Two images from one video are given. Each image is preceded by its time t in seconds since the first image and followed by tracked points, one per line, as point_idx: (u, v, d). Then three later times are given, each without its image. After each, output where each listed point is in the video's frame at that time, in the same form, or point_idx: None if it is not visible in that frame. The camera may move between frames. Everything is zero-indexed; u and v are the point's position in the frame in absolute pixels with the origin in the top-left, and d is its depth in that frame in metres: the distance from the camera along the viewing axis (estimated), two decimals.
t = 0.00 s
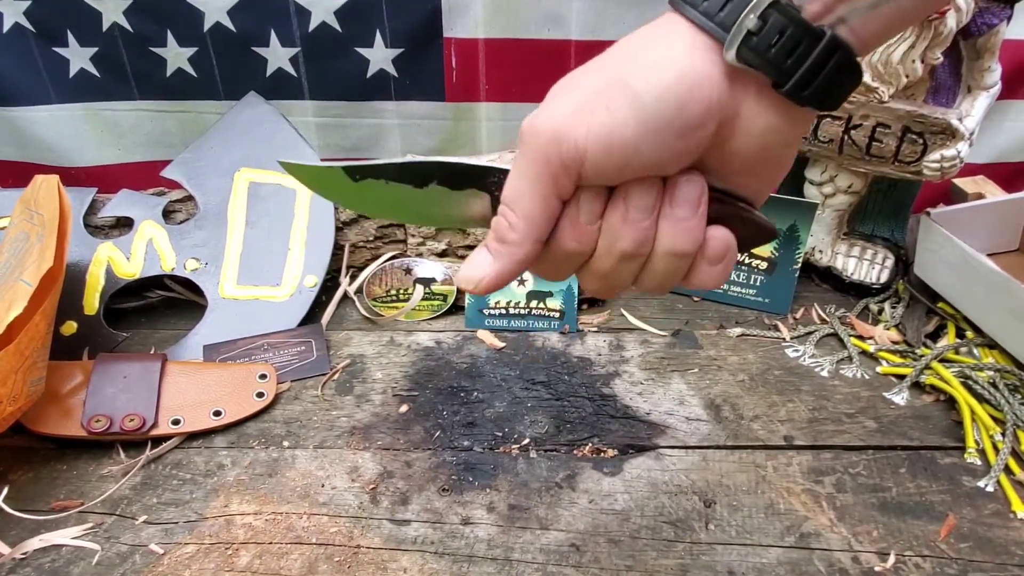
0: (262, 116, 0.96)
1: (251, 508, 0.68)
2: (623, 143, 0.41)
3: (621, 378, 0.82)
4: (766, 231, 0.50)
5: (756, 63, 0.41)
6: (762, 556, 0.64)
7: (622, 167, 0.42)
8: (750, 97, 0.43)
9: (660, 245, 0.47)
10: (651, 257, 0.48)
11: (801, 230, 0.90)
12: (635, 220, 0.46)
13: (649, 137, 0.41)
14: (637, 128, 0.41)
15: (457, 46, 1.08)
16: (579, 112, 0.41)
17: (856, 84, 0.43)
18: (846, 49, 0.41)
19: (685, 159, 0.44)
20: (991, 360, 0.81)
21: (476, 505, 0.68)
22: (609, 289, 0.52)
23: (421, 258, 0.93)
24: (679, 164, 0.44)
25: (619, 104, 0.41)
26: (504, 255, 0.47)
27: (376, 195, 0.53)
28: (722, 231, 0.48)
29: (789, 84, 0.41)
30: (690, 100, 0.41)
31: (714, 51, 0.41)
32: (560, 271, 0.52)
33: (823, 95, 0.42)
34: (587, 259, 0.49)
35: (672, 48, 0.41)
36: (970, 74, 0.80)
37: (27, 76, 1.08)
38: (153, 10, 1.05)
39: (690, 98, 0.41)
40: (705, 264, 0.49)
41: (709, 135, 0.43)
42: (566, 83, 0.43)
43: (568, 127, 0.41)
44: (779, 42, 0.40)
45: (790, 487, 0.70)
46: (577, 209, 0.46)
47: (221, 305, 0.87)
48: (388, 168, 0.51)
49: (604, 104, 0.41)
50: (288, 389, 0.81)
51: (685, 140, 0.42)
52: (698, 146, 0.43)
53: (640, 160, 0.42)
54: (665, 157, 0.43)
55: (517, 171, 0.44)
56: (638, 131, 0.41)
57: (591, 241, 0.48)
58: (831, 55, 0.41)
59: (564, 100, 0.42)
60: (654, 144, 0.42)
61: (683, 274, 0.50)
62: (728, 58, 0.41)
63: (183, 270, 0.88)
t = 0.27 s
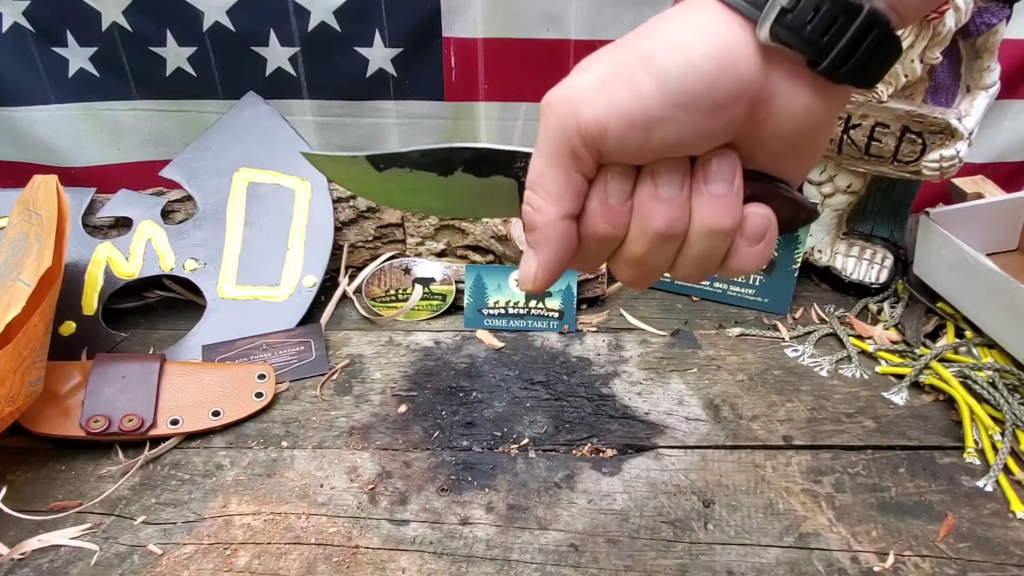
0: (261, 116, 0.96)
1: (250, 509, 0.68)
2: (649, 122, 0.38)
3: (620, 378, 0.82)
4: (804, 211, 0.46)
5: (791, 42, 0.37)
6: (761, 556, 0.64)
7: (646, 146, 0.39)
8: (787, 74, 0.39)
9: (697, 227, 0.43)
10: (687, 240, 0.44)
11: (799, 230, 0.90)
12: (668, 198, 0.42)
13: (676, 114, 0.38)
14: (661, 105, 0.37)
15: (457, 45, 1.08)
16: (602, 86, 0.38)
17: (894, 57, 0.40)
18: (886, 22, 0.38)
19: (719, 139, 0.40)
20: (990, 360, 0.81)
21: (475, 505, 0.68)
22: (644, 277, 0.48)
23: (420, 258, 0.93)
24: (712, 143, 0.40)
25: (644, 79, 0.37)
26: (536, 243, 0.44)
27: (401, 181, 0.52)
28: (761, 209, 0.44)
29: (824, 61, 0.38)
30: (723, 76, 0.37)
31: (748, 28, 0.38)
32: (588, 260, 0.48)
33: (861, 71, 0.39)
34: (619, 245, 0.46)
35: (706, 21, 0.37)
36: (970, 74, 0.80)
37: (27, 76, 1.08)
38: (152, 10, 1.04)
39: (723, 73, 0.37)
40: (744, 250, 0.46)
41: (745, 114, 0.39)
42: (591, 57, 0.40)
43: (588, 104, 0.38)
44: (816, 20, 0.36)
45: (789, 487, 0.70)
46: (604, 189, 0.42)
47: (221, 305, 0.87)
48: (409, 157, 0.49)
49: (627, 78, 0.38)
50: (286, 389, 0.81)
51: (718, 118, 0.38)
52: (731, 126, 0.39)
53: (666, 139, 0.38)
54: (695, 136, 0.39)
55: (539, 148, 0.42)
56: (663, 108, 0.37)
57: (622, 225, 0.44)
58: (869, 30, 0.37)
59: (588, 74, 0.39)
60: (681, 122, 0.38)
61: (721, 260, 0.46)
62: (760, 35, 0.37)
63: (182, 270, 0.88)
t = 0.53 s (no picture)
0: (262, 117, 0.96)
1: (251, 509, 0.68)
2: (662, 137, 0.37)
3: (620, 378, 0.82)
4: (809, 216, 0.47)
5: (806, 62, 0.38)
6: (761, 557, 0.64)
7: (657, 158, 0.38)
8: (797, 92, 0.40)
9: (703, 234, 0.43)
10: (693, 249, 0.44)
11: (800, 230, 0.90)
12: (672, 207, 0.42)
13: (690, 127, 0.37)
14: (677, 120, 0.37)
15: (457, 46, 1.08)
16: (612, 97, 0.38)
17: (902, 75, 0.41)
18: (896, 41, 0.38)
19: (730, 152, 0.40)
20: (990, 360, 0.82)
21: (475, 505, 0.68)
22: (649, 287, 0.48)
23: (420, 259, 0.94)
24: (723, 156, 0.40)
25: (657, 92, 0.37)
26: (541, 254, 0.44)
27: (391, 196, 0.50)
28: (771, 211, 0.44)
29: (837, 81, 0.39)
30: (738, 92, 0.37)
31: (760, 45, 0.38)
32: (594, 272, 0.48)
33: (873, 90, 0.39)
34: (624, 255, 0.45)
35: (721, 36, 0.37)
36: (970, 74, 0.80)
37: (27, 77, 1.08)
38: (152, 10, 1.04)
39: (739, 89, 0.37)
40: (756, 256, 0.45)
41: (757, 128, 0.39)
42: (600, 66, 0.40)
43: (598, 114, 0.38)
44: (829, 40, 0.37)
45: (789, 488, 0.70)
46: (609, 200, 0.42)
47: (221, 305, 0.87)
48: (407, 167, 0.47)
49: (641, 91, 0.37)
50: (287, 390, 0.81)
51: (731, 132, 0.38)
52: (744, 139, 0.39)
53: (680, 152, 0.38)
54: (707, 150, 0.39)
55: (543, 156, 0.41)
56: (678, 124, 0.37)
57: (626, 234, 0.43)
58: (881, 49, 0.38)
59: (598, 84, 0.39)
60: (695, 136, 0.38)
61: (729, 267, 0.46)
62: (774, 54, 0.38)
63: (182, 270, 0.88)
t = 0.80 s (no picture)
0: (262, 117, 0.96)
1: (250, 509, 0.68)
2: (686, 190, 0.37)
3: (620, 378, 0.82)
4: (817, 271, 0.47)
5: (831, 112, 0.37)
6: (761, 556, 0.64)
7: (679, 211, 0.38)
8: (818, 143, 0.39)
9: (718, 293, 0.43)
10: (707, 305, 0.43)
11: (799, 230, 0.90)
12: (689, 266, 0.42)
13: (714, 183, 0.37)
14: (702, 174, 0.36)
15: (456, 46, 1.08)
16: (636, 148, 0.37)
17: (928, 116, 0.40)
18: (919, 90, 0.38)
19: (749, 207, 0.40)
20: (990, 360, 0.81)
21: (475, 505, 0.68)
22: (657, 337, 0.48)
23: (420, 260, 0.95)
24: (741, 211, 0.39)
25: (684, 147, 0.36)
26: (555, 304, 0.43)
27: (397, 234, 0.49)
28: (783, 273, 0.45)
29: (864, 130, 0.38)
30: (762, 147, 0.37)
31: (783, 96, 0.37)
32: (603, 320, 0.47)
33: (896, 138, 0.39)
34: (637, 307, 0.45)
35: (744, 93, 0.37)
36: (970, 74, 0.79)
37: (26, 77, 1.08)
38: (152, 10, 1.04)
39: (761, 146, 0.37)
40: (764, 314, 0.45)
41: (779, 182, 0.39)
42: (619, 116, 0.39)
43: (622, 166, 0.37)
44: (854, 90, 0.37)
45: (789, 487, 0.70)
46: (627, 252, 0.42)
47: (221, 305, 0.87)
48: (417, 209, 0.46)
49: (666, 143, 0.37)
50: (287, 390, 0.81)
51: (753, 188, 0.38)
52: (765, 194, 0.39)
53: (701, 209, 0.38)
54: (728, 205, 0.38)
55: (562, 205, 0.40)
56: (703, 178, 0.37)
57: (641, 287, 0.43)
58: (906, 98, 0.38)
59: (620, 134, 0.38)
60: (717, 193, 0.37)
61: (740, 322, 0.46)
62: (799, 105, 0.37)
63: (182, 271, 0.88)
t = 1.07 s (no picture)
0: (262, 117, 0.96)
1: (250, 509, 0.68)
2: (667, 195, 0.37)
3: (620, 378, 0.82)
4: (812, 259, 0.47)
5: (805, 107, 0.37)
6: (761, 556, 0.64)
7: (661, 215, 0.38)
8: (798, 137, 0.39)
9: (710, 290, 0.43)
10: (701, 302, 0.44)
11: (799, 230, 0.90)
12: (679, 265, 0.42)
13: (694, 186, 0.37)
14: (681, 178, 0.37)
15: (456, 46, 1.08)
16: (614, 157, 0.37)
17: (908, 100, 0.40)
18: (894, 79, 0.37)
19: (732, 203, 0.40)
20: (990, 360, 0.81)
21: (475, 505, 0.68)
22: (657, 337, 0.48)
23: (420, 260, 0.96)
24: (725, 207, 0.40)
25: (661, 152, 0.36)
26: (546, 313, 0.44)
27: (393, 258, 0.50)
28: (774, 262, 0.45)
29: (840, 121, 0.38)
30: (741, 147, 0.37)
31: (757, 93, 0.37)
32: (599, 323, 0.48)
33: (873, 128, 0.39)
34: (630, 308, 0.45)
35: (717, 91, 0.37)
36: (969, 74, 0.80)
37: (26, 77, 1.08)
38: (152, 10, 1.04)
39: (738, 145, 0.37)
40: (760, 305, 0.46)
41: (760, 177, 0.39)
42: (596, 125, 0.39)
43: (602, 176, 0.37)
44: (825, 84, 0.36)
45: (789, 487, 0.70)
46: (616, 258, 0.42)
47: (221, 305, 0.87)
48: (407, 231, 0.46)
49: (643, 150, 0.37)
50: (286, 390, 0.81)
51: (734, 185, 0.38)
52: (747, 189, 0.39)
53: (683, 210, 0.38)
54: (710, 204, 0.38)
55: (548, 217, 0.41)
56: (682, 182, 0.37)
57: (632, 289, 0.44)
58: (881, 87, 0.37)
59: (599, 143, 0.38)
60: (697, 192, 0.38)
61: (736, 314, 0.46)
62: (772, 100, 0.37)
63: (182, 271, 0.88)
